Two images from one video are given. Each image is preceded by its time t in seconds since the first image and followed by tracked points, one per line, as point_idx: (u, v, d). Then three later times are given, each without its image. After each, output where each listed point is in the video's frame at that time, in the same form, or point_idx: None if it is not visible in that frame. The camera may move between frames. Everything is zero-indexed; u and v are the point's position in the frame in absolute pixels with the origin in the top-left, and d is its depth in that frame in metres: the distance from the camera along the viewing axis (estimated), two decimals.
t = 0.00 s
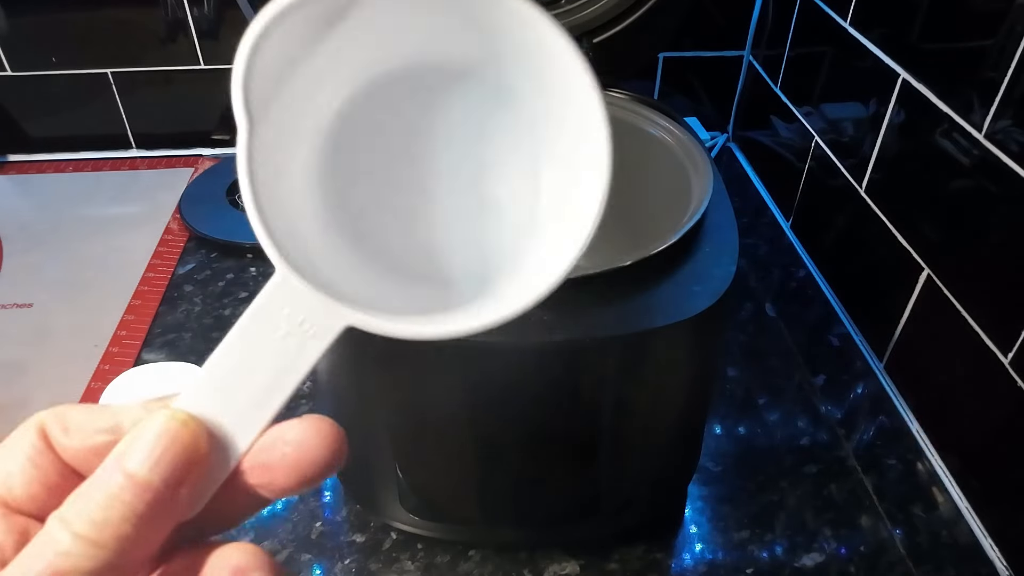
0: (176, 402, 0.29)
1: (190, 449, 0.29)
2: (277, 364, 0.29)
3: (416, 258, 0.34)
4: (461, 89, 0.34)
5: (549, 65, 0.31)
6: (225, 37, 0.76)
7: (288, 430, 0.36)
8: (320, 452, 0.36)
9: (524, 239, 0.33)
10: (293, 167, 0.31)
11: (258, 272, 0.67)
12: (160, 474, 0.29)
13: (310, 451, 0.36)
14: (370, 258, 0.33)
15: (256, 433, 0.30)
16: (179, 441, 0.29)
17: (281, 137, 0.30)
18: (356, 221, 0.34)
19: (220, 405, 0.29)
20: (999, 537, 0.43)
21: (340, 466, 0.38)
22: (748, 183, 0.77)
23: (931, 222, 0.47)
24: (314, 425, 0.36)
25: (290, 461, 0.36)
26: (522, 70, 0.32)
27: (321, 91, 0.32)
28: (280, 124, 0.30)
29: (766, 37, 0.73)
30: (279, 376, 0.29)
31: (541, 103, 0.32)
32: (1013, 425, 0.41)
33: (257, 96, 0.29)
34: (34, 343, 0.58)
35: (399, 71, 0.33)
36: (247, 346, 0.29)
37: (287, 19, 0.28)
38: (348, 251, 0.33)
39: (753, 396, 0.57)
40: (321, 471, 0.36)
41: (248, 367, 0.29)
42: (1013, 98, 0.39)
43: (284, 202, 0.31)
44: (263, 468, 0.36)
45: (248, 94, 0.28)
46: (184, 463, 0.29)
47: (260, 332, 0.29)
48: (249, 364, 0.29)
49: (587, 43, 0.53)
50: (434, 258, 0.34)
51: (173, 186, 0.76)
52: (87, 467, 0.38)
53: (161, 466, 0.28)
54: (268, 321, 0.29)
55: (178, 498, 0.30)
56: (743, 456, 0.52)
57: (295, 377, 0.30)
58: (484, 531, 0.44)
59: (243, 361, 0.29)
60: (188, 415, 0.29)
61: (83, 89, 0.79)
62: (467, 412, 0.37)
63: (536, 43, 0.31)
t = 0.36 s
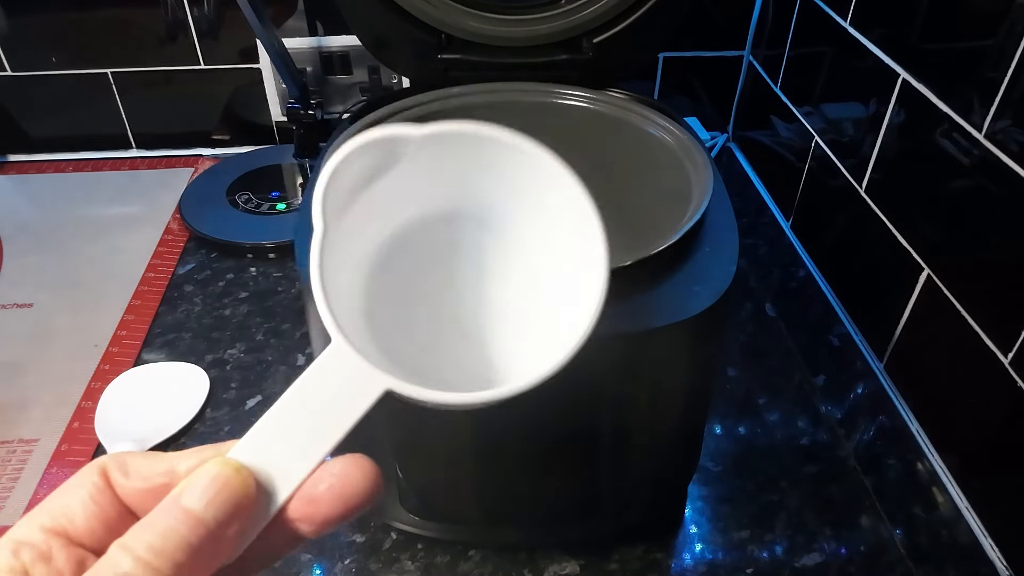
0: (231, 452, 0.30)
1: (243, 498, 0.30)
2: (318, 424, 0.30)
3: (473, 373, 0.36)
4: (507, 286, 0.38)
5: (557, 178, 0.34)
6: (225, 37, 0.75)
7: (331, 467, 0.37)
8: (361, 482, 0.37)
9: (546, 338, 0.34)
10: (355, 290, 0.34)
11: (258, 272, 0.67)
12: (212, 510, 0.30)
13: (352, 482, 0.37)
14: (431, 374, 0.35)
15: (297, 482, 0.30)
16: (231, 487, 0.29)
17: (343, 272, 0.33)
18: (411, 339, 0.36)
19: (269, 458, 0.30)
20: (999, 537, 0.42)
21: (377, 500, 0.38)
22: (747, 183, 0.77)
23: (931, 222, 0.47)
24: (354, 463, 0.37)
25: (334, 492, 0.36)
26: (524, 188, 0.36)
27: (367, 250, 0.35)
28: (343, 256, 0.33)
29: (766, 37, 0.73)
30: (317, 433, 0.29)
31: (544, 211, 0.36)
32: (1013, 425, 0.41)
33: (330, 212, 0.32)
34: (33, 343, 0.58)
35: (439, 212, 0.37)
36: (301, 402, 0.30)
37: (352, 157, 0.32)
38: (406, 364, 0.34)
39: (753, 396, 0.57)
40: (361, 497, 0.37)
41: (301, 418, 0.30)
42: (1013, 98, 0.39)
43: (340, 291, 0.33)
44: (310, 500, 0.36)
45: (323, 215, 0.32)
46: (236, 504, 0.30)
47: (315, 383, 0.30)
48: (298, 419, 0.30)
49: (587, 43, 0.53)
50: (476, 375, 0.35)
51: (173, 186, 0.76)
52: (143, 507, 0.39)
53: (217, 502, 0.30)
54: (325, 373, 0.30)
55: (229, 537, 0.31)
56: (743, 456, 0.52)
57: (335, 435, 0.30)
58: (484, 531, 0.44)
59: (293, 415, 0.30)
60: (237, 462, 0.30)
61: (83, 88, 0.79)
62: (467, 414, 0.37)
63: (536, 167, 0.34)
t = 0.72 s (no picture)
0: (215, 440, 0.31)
1: (224, 486, 0.30)
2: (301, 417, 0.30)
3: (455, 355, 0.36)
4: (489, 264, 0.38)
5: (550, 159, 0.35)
6: (225, 37, 0.75)
7: (316, 455, 0.35)
8: (347, 466, 0.36)
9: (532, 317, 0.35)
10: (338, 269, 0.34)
11: (258, 272, 0.67)
12: (193, 500, 0.30)
13: (339, 466, 0.35)
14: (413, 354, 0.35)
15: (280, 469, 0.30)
16: (213, 476, 0.30)
17: (326, 243, 0.33)
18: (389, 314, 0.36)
19: (253, 446, 0.30)
20: (1000, 537, 0.43)
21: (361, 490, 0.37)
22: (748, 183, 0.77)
23: (931, 223, 0.47)
24: (337, 448, 0.36)
25: (320, 480, 0.35)
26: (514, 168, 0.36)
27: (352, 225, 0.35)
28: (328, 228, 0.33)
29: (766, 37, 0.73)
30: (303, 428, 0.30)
31: (536, 191, 0.36)
32: (1013, 425, 0.41)
33: (315, 193, 0.32)
34: (34, 343, 0.58)
35: (422, 197, 0.38)
36: (283, 393, 0.30)
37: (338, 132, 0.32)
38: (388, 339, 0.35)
39: (753, 396, 0.57)
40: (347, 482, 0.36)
41: (284, 411, 0.30)
42: (1013, 98, 0.40)
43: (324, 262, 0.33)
44: (296, 489, 0.34)
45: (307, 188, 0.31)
46: (217, 494, 0.30)
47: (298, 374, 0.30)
48: (281, 409, 0.30)
49: (587, 43, 0.53)
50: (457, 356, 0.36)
51: (173, 186, 0.76)
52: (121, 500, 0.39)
53: (197, 493, 0.30)
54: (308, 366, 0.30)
55: (210, 529, 0.31)
56: (743, 456, 0.52)
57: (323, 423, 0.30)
58: (485, 531, 0.44)
59: (277, 404, 0.30)
60: (222, 450, 0.30)
61: (83, 89, 0.79)
62: (467, 414, 0.37)
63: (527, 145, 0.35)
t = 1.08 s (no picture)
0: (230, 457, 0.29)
1: (241, 497, 0.29)
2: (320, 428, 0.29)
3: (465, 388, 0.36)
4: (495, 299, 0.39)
5: (552, 195, 0.35)
6: (225, 37, 0.75)
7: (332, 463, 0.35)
8: (365, 473, 0.35)
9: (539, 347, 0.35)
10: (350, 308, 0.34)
11: (258, 272, 0.67)
12: (210, 510, 0.29)
13: (356, 472, 0.35)
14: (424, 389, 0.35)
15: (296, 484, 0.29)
16: (230, 489, 0.29)
17: (337, 285, 0.33)
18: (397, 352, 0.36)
19: (269, 464, 0.29)
20: (999, 537, 0.43)
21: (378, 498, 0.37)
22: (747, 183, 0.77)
23: (931, 222, 0.47)
24: (353, 454, 0.36)
25: (338, 485, 0.34)
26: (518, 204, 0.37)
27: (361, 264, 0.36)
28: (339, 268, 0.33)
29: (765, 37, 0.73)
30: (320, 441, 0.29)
31: (530, 221, 0.37)
32: (1013, 425, 0.41)
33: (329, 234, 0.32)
34: (33, 343, 0.58)
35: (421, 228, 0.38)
36: (301, 406, 0.29)
37: (350, 174, 0.33)
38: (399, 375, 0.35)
39: (753, 396, 0.57)
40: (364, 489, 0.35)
41: (303, 422, 0.29)
42: (1013, 98, 0.40)
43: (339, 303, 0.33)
44: (314, 496, 0.33)
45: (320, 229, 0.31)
46: (235, 505, 0.29)
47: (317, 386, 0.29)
48: (299, 423, 0.29)
49: (587, 42, 0.53)
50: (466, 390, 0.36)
51: (173, 186, 0.76)
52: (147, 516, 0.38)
53: (212, 503, 0.29)
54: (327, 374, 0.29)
55: (226, 541, 0.30)
56: (743, 456, 0.52)
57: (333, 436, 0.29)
58: (485, 531, 0.44)
59: (290, 424, 0.29)
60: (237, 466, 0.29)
61: (83, 89, 0.79)
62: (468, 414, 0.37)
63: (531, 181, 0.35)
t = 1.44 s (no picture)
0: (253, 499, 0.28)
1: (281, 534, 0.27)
2: (337, 436, 0.27)
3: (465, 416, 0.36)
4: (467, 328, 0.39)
5: (500, 203, 0.35)
6: (225, 37, 0.75)
7: (370, 467, 0.34)
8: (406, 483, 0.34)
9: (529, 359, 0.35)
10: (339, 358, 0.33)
11: (258, 272, 0.67)
12: (246, 551, 0.27)
13: (396, 479, 0.34)
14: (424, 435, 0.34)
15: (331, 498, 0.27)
16: (270, 529, 0.27)
17: (322, 327, 0.32)
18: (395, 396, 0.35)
19: (296, 491, 0.27)
20: (999, 537, 0.43)
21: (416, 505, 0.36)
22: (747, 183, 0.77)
23: (932, 222, 0.47)
24: (392, 461, 0.34)
25: (376, 492, 0.34)
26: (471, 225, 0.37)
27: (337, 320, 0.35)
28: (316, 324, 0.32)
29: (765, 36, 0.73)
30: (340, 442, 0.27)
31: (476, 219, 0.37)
32: (1013, 425, 0.41)
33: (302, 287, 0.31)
34: (33, 343, 0.58)
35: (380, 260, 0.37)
36: (313, 426, 0.28)
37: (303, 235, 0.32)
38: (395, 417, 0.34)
39: (753, 396, 0.57)
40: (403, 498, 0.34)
41: (319, 439, 0.28)
42: (1013, 98, 0.40)
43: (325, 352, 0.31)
44: (350, 503, 0.33)
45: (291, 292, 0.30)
46: (269, 550, 0.27)
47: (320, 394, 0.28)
48: (314, 439, 0.28)
49: (587, 42, 0.53)
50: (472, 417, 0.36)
51: (173, 186, 0.76)
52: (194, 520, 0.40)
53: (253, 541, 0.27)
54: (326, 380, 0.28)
55: None
56: (743, 456, 0.52)
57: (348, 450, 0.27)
58: (485, 531, 0.45)
59: (307, 449, 0.28)
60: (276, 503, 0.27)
61: (83, 89, 0.79)
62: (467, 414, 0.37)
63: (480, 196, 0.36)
